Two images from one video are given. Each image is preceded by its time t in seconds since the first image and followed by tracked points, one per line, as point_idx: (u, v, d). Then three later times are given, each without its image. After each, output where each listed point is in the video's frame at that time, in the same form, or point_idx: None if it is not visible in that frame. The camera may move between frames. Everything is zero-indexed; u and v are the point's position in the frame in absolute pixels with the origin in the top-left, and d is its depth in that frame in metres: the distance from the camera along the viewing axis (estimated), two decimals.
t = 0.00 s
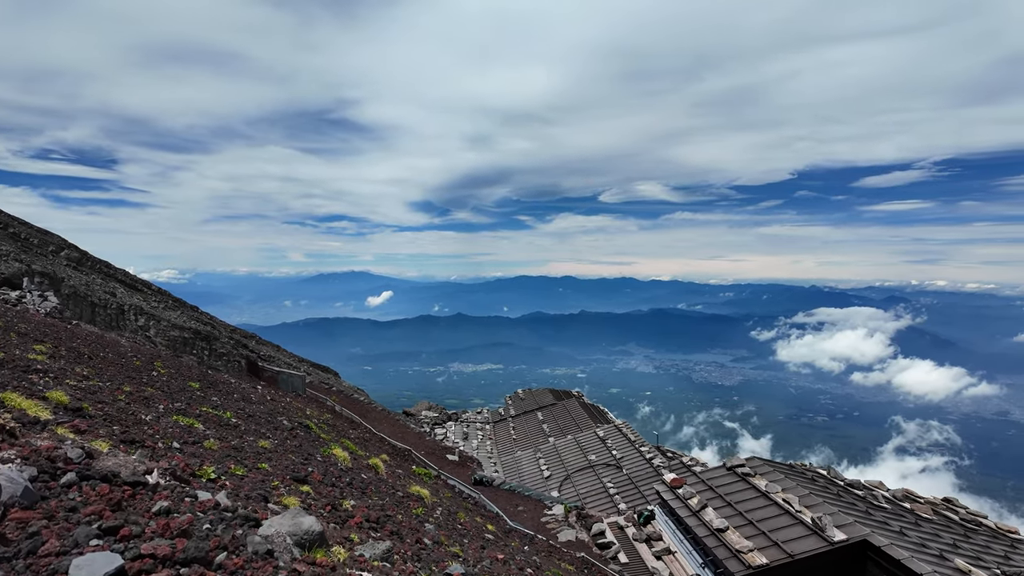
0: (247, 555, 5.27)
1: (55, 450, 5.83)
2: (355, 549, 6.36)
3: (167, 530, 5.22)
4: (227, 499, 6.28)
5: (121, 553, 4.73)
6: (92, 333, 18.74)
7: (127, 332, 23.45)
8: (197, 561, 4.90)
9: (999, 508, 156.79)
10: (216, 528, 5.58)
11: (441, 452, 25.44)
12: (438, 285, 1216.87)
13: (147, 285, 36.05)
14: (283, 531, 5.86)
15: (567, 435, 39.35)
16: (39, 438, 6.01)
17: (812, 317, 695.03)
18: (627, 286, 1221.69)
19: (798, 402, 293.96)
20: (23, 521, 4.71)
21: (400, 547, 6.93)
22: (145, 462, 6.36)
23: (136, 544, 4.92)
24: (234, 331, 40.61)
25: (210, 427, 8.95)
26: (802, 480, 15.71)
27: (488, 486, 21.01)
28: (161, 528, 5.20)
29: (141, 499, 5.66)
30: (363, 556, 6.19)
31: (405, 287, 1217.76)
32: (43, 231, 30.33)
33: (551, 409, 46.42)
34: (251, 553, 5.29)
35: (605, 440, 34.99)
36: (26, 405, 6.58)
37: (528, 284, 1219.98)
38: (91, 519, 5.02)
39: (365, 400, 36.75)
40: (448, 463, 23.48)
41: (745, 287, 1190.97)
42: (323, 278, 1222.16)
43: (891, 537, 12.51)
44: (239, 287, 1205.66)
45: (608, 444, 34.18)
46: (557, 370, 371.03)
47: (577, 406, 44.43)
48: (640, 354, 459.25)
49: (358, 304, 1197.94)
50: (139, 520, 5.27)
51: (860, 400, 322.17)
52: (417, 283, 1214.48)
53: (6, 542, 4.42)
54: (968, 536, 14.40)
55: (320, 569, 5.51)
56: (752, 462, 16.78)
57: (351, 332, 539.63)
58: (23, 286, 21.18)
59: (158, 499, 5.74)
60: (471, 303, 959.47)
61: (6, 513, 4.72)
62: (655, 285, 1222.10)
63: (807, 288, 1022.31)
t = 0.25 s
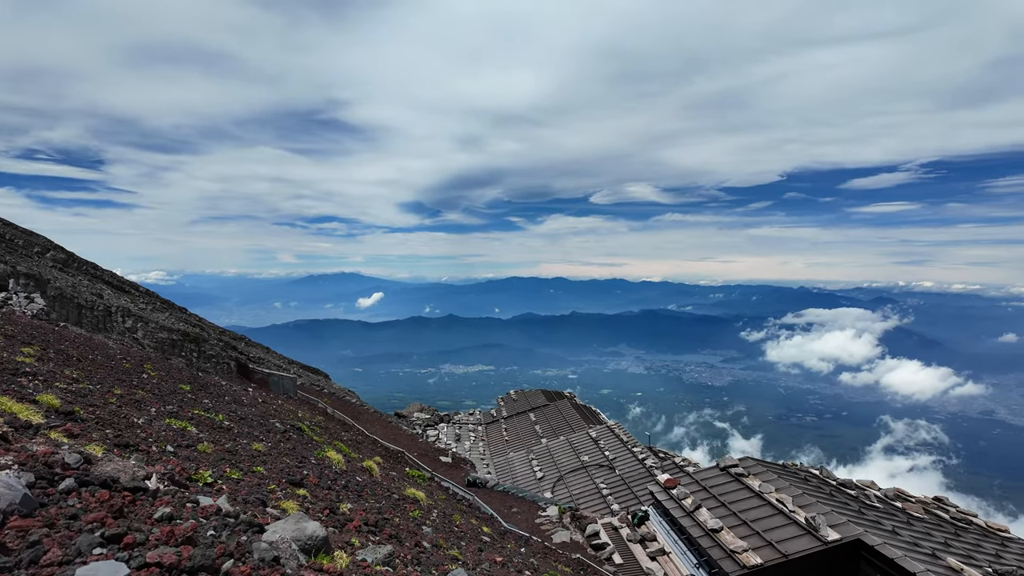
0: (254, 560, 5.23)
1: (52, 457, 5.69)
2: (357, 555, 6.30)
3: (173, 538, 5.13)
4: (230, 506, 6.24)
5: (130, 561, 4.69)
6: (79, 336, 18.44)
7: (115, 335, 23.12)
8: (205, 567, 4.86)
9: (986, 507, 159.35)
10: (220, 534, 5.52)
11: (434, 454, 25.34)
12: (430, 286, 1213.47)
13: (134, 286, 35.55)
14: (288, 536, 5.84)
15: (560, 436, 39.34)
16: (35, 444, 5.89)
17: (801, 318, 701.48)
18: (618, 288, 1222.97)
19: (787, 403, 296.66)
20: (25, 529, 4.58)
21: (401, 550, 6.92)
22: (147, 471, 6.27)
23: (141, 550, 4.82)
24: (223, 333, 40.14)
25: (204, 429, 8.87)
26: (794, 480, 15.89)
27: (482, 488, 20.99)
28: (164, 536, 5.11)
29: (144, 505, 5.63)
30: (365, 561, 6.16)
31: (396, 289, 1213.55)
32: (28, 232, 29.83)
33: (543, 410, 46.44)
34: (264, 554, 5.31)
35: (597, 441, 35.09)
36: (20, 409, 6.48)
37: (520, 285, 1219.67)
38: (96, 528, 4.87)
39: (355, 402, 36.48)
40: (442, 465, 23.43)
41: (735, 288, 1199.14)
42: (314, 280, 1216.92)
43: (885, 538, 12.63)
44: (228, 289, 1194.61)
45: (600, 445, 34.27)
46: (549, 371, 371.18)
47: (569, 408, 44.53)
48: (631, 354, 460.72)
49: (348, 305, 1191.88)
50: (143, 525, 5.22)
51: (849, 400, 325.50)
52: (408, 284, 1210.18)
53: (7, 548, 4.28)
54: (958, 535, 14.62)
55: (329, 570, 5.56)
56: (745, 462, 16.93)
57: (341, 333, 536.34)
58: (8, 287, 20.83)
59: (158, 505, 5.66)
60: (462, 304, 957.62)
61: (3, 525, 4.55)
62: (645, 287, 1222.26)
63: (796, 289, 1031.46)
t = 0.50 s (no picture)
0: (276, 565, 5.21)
1: (67, 461, 5.63)
2: (370, 559, 6.24)
3: (195, 543, 5.11)
4: (244, 508, 6.20)
5: (152, 566, 4.67)
6: (75, 336, 18.29)
7: (109, 334, 22.88)
8: (229, 572, 4.83)
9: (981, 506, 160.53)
10: (242, 537, 5.49)
11: (432, 454, 25.25)
12: (426, 287, 1211.48)
13: (128, 287, 35.30)
14: (307, 541, 5.83)
15: (557, 436, 39.33)
16: (48, 445, 5.82)
17: (796, 318, 703.76)
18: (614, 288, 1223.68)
19: (782, 403, 297.84)
20: (47, 536, 4.52)
21: (410, 552, 6.91)
22: (160, 473, 6.23)
23: (164, 556, 4.77)
24: (218, 333, 39.87)
25: (205, 431, 8.79)
26: (793, 480, 15.91)
27: (481, 489, 20.95)
28: (189, 540, 5.11)
29: (162, 508, 5.59)
30: (378, 565, 6.11)
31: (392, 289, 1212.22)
32: (21, 232, 29.57)
33: (541, 410, 46.41)
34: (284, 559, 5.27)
35: (595, 441, 35.14)
36: (25, 409, 6.42)
37: (516, 285, 1219.06)
38: (119, 535, 4.81)
39: (352, 402, 36.31)
40: (441, 466, 23.35)
41: (731, 288, 1202.28)
42: (309, 280, 1216.30)
43: (886, 538, 12.66)
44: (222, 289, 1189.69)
45: (598, 445, 34.26)
46: (545, 371, 370.96)
47: (566, 408, 44.53)
48: (627, 355, 461.22)
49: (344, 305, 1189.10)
50: (162, 531, 5.15)
51: (843, 401, 326.74)
52: (404, 285, 1208.47)
53: (28, 555, 4.22)
54: (958, 535, 14.72)
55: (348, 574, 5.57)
56: (744, 462, 16.96)
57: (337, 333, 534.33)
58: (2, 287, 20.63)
59: (178, 507, 5.62)
60: (458, 305, 956.71)
61: (28, 526, 4.52)
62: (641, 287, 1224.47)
63: (791, 290, 1035.15)
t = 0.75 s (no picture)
0: None
1: (99, 477, 5.63)
2: (393, 571, 6.22)
3: (232, 562, 5.09)
4: (268, 521, 6.19)
5: None
6: (69, 338, 18.03)
7: (98, 335, 22.56)
8: None
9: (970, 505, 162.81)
10: (276, 554, 5.47)
11: (430, 457, 25.17)
12: (419, 287, 1208.61)
13: (118, 286, 34.84)
14: (341, 556, 5.79)
15: (553, 438, 39.34)
16: (72, 463, 5.77)
17: (787, 319, 708.08)
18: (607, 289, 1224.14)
19: (773, 403, 299.84)
20: (92, 556, 4.54)
21: (429, 565, 6.88)
22: (182, 485, 6.21)
23: None
24: (210, 334, 39.47)
25: (210, 436, 8.71)
26: (791, 482, 16.05)
27: (479, 491, 20.93)
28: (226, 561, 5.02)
29: (195, 526, 5.54)
30: None
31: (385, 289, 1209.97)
32: (9, 231, 29.11)
33: (536, 411, 46.42)
34: None
35: (591, 442, 35.18)
36: (35, 418, 6.33)
37: (509, 285, 1218.09)
38: (164, 554, 4.84)
39: (346, 403, 36.05)
40: (439, 468, 23.31)
41: (723, 289, 1208.30)
42: (302, 280, 1215.43)
43: (884, 540, 12.79)
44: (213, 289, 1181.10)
45: (594, 446, 34.35)
46: (538, 371, 370.80)
47: (561, 409, 44.57)
48: (620, 355, 462.01)
49: (336, 305, 1184.15)
50: (202, 549, 5.17)
51: (834, 401, 329.01)
52: (397, 285, 1205.37)
53: None
54: (954, 537, 14.92)
55: None
56: (743, 464, 17.07)
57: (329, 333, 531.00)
58: None
59: (212, 527, 5.61)
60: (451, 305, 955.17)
61: (70, 551, 4.48)
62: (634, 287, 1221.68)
63: (783, 291, 1041.61)
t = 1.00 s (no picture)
0: None
1: (131, 497, 5.70)
2: None
3: None
4: (292, 533, 6.27)
5: None
6: (69, 340, 18.02)
7: (95, 334, 22.50)
8: None
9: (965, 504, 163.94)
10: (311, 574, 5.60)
11: (430, 457, 25.18)
12: (416, 287, 1207.03)
13: (114, 286, 34.72)
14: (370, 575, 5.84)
15: (552, 438, 39.40)
16: (103, 482, 5.84)
17: (784, 319, 709.25)
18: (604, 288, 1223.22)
19: (770, 402, 300.93)
20: None
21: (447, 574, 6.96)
22: (206, 498, 6.28)
23: None
24: (207, 334, 39.36)
25: (218, 442, 8.70)
26: (791, 483, 16.17)
27: (480, 492, 20.93)
28: None
29: (229, 545, 5.63)
30: None
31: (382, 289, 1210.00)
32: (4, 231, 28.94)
33: (535, 412, 46.45)
34: None
35: (591, 443, 35.23)
36: (53, 430, 6.39)
37: (506, 285, 1217.32)
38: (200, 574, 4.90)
39: (345, 403, 35.99)
40: (439, 469, 23.35)
41: (720, 288, 1210.05)
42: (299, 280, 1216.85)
43: (887, 542, 12.84)
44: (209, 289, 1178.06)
45: (593, 447, 34.40)
46: (535, 371, 370.94)
47: (560, 409, 44.62)
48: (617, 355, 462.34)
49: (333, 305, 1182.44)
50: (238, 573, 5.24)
51: (830, 401, 329.55)
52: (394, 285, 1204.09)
53: None
54: (954, 538, 15.03)
55: None
56: (744, 466, 17.14)
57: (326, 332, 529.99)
58: None
59: (246, 547, 5.69)
60: (448, 304, 954.26)
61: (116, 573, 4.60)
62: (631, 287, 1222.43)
63: (779, 290, 1043.47)
